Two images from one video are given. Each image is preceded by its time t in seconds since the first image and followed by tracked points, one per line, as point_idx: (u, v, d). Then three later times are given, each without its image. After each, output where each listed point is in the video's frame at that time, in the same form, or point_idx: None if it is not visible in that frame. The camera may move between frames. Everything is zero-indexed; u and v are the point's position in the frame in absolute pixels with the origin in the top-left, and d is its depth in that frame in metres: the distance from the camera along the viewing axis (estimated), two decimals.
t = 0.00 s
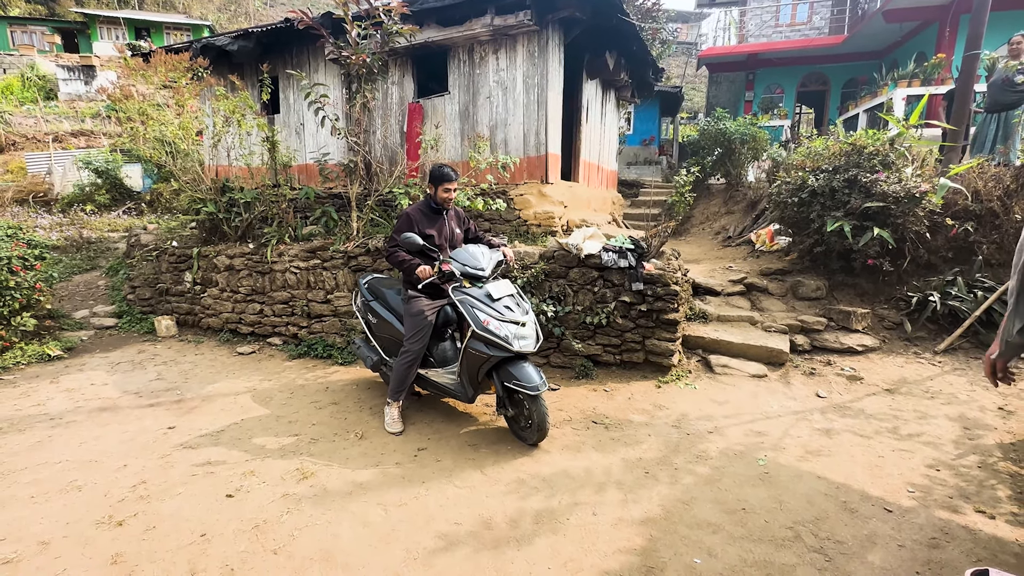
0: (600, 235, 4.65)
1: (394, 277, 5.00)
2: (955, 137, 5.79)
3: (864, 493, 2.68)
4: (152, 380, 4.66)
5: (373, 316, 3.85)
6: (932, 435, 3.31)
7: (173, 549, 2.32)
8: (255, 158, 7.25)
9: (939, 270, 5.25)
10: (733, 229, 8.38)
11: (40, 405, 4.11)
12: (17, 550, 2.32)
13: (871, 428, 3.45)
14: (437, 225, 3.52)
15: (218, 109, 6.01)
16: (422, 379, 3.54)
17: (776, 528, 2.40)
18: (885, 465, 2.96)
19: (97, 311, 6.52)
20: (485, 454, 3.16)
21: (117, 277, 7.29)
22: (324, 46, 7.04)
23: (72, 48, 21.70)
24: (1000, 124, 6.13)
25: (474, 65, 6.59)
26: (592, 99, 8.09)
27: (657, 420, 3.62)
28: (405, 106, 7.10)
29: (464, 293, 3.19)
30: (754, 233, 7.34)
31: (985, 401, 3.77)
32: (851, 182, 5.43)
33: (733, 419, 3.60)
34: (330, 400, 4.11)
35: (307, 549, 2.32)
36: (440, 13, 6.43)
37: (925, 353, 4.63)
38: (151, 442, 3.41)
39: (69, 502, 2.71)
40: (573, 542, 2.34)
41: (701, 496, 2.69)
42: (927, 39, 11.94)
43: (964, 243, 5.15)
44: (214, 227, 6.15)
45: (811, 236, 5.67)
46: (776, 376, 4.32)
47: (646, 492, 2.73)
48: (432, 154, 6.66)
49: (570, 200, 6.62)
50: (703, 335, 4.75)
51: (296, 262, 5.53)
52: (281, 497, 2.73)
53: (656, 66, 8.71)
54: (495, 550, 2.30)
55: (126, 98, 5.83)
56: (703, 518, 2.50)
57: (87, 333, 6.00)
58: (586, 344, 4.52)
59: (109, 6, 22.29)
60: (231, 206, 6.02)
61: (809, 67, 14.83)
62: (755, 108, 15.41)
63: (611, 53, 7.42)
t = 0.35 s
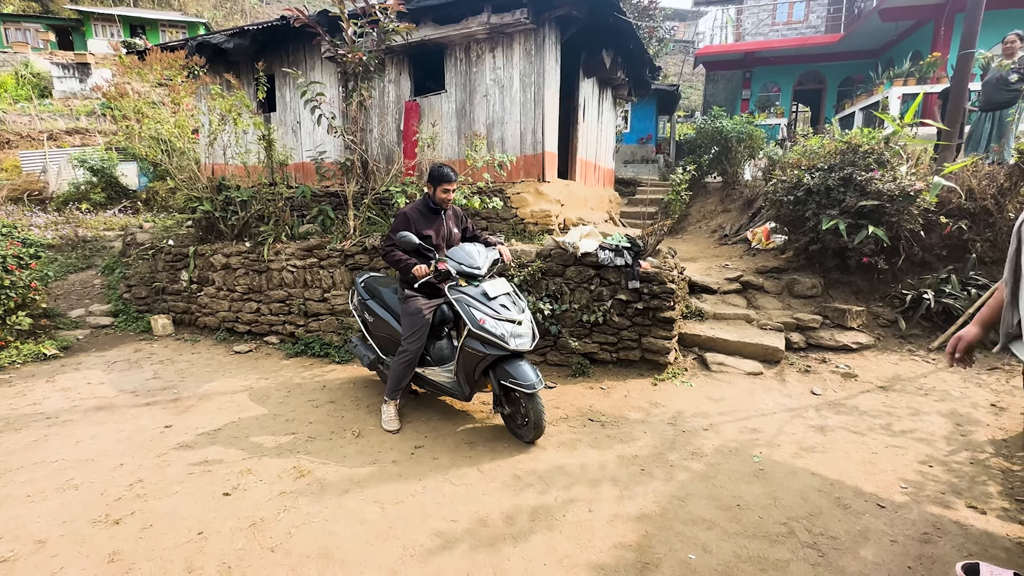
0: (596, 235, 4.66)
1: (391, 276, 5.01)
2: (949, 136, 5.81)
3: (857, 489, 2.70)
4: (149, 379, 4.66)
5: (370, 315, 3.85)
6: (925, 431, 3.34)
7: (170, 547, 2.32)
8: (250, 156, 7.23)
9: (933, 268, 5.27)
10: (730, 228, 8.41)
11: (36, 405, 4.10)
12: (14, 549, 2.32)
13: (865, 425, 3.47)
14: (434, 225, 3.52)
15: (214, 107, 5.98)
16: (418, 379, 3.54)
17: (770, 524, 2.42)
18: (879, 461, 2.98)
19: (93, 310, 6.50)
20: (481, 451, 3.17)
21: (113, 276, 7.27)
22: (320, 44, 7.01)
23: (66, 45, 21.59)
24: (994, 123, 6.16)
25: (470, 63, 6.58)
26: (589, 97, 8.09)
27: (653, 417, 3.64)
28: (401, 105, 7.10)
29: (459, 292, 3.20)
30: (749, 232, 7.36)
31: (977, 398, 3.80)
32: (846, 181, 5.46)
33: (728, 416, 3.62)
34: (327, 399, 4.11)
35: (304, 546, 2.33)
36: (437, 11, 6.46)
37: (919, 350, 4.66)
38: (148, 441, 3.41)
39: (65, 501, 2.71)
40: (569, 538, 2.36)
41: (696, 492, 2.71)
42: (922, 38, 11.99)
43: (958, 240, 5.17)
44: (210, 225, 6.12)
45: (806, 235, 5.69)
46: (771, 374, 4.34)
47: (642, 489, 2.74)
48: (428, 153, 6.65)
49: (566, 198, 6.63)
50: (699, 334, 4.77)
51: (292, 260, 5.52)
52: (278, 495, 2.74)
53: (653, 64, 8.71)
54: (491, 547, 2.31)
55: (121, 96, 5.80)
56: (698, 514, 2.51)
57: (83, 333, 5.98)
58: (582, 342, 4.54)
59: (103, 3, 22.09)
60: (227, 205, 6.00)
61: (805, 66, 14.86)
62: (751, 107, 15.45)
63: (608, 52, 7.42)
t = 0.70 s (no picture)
0: (593, 232, 4.72)
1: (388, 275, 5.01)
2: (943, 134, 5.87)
3: (851, 486, 2.72)
4: (145, 379, 4.65)
5: (371, 314, 3.83)
6: (918, 428, 3.36)
7: (166, 546, 2.33)
8: (246, 154, 7.21)
9: (927, 266, 5.31)
10: (726, 226, 8.43)
11: (31, 405, 4.08)
12: (9, 548, 2.32)
13: (859, 422, 3.50)
14: (431, 223, 3.51)
15: (209, 105, 5.96)
16: (420, 379, 3.52)
17: (765, 520, 2.44)
18: (872, 458, 3.00)
19: (88, 310, 6.47)
20: (478, 450, 3.18)
21: (107, 276, 7.23)
22: (316, 42, 7.00)
23: (59, 43, 21.46)
24: (987, 122, 6.20)
25: (467, 61, 6.58)
26: (585, 96, 8.09)
27: (649, 415, 3.66)
28: (398, 103, 7.10)
29: (462, 290, 3.20)
30: (746, 230, 7.39)
31: (970, 394, 3.83)
32: (840, 179, 5.48)
33: (723, 413, 3.64)
34: (324, 398, 4.11)
35: (300, 544, 2.33)
36: (433, 9, 6.45)
37: (913, 348, 4.70)
38: (144, 440, 3.41)
39: (61, 500, 2.70)
40: (564, 535, 2.37)
41: (691, 489, 2.72)
42: (917, 36, 12.05)
43: (952, 239, 5.21)
44: (206, 224, 6.11)
45: (801, 233, 5.72)
46: (766, 371, 4.37)
47: (638, 486, 2.76)
48: (425, 151, 6.64)
49: (563, 197, 6.64)
50: (695, 331, 4.79)
51: (289, 259, 5.51)
52: (274, 493, 2.74)
53: (649, 62, 8.72)
54: (487, 544, 2.32)
55: (115, 94, 5.76)
56: (693, 511, 2.53)
57: (78, 332, 5.96)
58: (579, 341, 4.55)
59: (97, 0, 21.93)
60: (223, 203, 5.98)
61: (800, 64, 14.89)
62: (748, 105, 15.50)
63: (604, 50, 7.43)
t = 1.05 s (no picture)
0: (588, 232, 4.83)
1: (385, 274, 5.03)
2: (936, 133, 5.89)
3: (844, 481, 2.75)
4: (139, 379, 4.63)
5: (378, 318, 3.67)
6: (911, 425, 3.39)
7: (161, 545, 2.32)
8: (241, 153, 7.20)
9: (920, 264, 5.35)
10: (721, 224, 8.46)
11: (24, 405, 4.06)
12: (3, 549, 2.31)
13: (853, 418, 3.52)
14: (440, 224, 3.33)
15: (203, 104, 5.94)
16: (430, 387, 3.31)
17: (758, 516, 2.45)
18: (865, 454, 3.03)
19: (82, 310, 6.44)
20: (475, 448, 3.18)
21: (102, 276, 7.20)
22: (311, 41, 6.98)
23: (52, 42, 21.33)
24: (979, 121, 6.24)
25: (462, 60, 6.58)
26: (580, 95, 8.10)
27: (645, 413, 3.67)
28: (393, 102, 7.10)
29: (468, 295, 3.01)
30: (741, 229, 7.41)
31: (963, 391, 3.86)
32: (834, 178, 5.51)
33: (719, 411, 3.65)
34: (320, 397, 4.11)
35: (296, 543, 2.34)
36: (428, 8, 6.43)
37: (906, 345, 4.73)
38: (139, 440, 3.40)
39: (55, 501, 2.70)
40: (560, 532, 2.38)
41: (686, 486, 2.73)
42: (911, 35, 12.11)
43: (944, 236, 5.25)
44: (200, 224, 6.09)
45: (795, 231, 5.74)
46: (761, 369, 4.39)
47: (633, 483, 2.77)
48: (421, 150, 6.63)
49: (559, 195, 6.64)
50: (690, 330, 4.80)
51: (284, 258, 5.50)
52: (270, 492, 2.74)
53: (644, 61, 8.74)
54: (483, 542, 2.33)
55: (109, 93, 5.74)
56: (687, 507, 2.55)
57: (72, 332, 5.93)
58: (575, 339, 4.56)
59: None
60: (217, 203, 5.97)
61: (795, 63, 14.92)
62: (743, 104, 15.55)
63: (599, 49, 7.45)
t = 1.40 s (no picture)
0: (584, 231, 4.78)
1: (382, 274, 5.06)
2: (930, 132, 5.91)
3: (839, 477, 2.76)
4: (135, 380, 4.62)
5: (383, 322, 3.61)
6: (905, 421, 3.41)
7: (157, 545, 2.32)
8: (237, 154, 7.19)
9: (914, 262, 5.37)
10: (717, 224, 8.47)
11: (19, 407, 4.05)
12: None
13: (847, 415, 3.54)
14: (446, 226, 3.19)
15: (198, 105, 5.94)
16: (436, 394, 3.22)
17: (753, 512, 2.47)
18: (859, 451, 3.05)
19: (77, 311, 6.42)
20: (471, 447, 3.19)
21: (97, 277, 7.18)
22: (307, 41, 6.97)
23: (47, 43, 21.25)
24: (972, 119, 6.27)
25: (458, 60, 6.58)
26: (577, 95, 8.12)
27: (641, 411, 3.68)
28: (389, 102, 7.11)
29: (472, 301, 2.87)
30: (736, 228, 7.43)
31: (957, 388, 3.89)
32: (829, 176, 5.53)
33: (715, 409, 3.66)
34: (316, 397, 4.10)
35: (292, 542, 2.34)
36: (424, 8, 6.43)
37: (901, 342, 4.75)
38: (134, 441, 3.39)
39: (50, 501, 2.69)
40: (556, 530, 2.39)
41: (681, 483, 2.75)
42: (905, 35, 12.17)
43: (938, 235, 5.27)
44: (196, 225, 6.08)
45: (791, 230, 5.77)
46: (757, 367, 4.41)
47: (628, 481, 2.79)
48: (417, 151, 6.65)
49: (555, 195, 6.64)
50: (686, 328, 4.81)
51: (280, 259, 5.49)
52: (266, 492, 2.74)
53: (641, 61, 8.76)
54: (479, 541, 2.33)
55: (104, 94, 5.72)
56: (682, 504, 2.56)
57: (67, 334, 5.91)
58: (571, 338, 4.57)
59: None
60: (213, 204, 5.96)
61: (791, 63, 14.98)
62: (739, 104, 15.60)
63: (594, 49, 7.46)
